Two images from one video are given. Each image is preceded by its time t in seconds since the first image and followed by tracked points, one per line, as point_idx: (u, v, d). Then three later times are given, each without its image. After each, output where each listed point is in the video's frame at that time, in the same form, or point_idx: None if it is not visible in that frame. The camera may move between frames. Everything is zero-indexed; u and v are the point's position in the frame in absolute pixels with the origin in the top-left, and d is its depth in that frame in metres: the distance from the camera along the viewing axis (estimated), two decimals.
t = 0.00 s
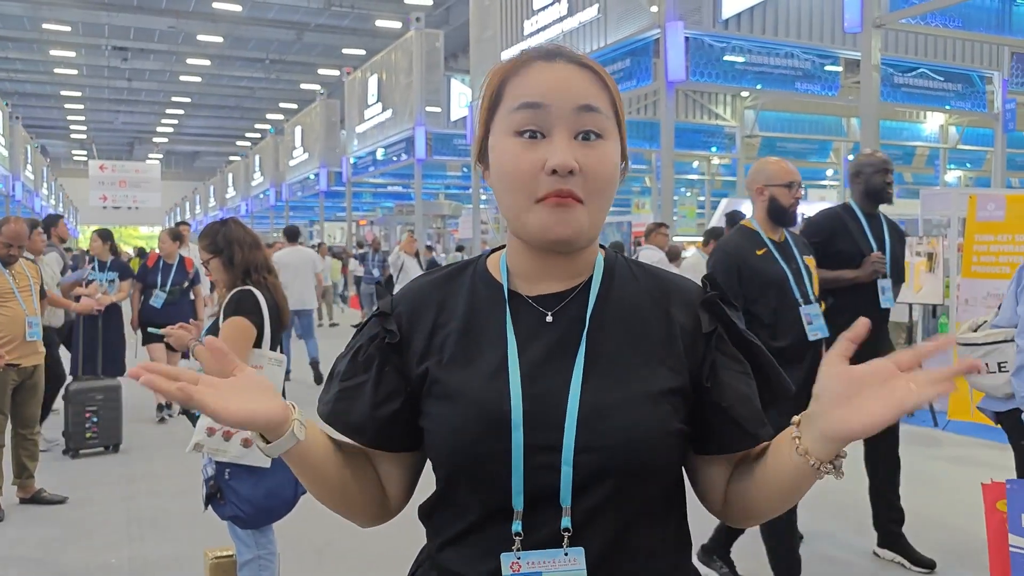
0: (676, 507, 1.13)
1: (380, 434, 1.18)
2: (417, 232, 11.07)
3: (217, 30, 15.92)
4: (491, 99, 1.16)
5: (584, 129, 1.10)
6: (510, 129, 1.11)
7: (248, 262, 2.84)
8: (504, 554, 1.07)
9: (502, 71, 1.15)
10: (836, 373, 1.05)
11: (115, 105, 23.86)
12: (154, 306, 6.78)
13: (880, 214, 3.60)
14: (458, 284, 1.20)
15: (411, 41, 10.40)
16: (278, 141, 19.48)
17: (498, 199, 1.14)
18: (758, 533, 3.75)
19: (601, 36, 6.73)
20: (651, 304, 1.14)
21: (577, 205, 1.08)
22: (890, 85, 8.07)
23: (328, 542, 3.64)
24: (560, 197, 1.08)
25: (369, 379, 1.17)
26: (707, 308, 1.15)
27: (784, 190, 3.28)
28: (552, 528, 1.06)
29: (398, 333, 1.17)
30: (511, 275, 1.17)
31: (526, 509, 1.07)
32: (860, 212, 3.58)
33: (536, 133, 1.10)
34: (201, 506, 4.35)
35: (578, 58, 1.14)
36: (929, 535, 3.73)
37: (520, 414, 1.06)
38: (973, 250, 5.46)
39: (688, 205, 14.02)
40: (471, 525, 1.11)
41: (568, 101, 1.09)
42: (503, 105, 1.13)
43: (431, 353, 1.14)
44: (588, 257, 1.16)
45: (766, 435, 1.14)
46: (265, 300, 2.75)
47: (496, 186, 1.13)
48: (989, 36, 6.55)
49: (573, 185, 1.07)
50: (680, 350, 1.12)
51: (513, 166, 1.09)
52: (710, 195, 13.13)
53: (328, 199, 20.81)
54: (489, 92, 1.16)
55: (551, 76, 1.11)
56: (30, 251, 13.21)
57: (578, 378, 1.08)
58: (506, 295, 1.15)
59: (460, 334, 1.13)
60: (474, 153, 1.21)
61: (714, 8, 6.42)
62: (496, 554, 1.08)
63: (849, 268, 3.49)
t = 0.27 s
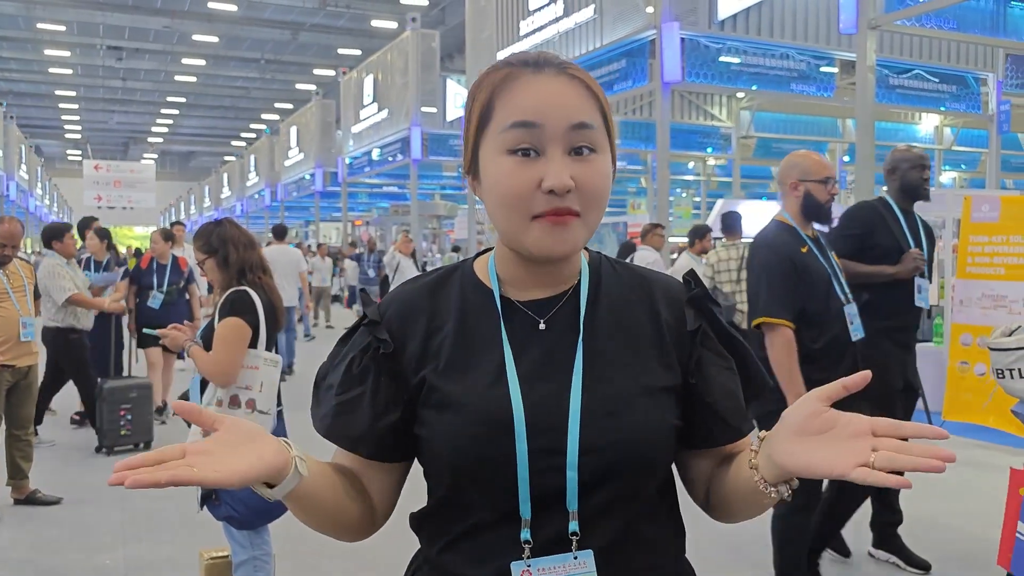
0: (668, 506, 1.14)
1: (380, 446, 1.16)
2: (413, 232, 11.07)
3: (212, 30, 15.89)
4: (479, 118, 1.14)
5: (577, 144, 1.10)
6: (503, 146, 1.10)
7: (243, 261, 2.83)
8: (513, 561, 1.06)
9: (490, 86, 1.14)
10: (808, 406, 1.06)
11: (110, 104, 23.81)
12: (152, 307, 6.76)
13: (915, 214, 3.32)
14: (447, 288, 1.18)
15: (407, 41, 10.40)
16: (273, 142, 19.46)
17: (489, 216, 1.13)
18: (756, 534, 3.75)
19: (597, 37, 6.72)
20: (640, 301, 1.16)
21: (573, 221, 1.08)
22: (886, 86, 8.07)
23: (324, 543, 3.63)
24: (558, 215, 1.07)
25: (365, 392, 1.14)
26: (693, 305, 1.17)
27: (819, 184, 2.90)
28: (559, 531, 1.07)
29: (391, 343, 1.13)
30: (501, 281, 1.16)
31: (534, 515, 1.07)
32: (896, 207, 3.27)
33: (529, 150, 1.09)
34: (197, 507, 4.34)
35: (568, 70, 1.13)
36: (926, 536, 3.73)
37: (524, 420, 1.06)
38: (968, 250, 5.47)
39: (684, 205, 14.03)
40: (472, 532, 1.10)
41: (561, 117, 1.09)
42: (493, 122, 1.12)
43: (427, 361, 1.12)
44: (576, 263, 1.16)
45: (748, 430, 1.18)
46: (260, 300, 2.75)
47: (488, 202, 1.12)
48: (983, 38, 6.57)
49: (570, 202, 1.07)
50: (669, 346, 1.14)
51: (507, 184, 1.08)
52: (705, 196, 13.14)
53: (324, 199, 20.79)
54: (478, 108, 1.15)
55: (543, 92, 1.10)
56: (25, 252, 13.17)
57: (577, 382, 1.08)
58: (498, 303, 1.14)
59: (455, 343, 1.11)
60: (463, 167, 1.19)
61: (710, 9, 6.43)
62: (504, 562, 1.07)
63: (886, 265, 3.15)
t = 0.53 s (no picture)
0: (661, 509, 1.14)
1: (382, 450, 1.14)
2: (409, 232, 11.07)
3: (208, 29, 15.87)
4: (462, 108, 1.15)
5: (560, 128, 1.10)
6: (486, 132, 1.10)
7: (240, 261, 2.84)
8: (513, 561, 1.07)
9: (470, 77, 1.15)
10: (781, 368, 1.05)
11: (106, 103, 23.77)
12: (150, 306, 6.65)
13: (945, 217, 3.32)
14: (440, 287, 1.18)
15: (404, 41, 10.40)
16: (270, 141, 19.44)
17: (475, 201, 1.13)
18: (752, 533, 3.76)
19: (593, 37, 6.72)
20: (631, 295, 1.17)
21: (559, 200, 1.08)
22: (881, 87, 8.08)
23: (320, 543, 3.63)
24: (543, 195, 1.08)
25: (368, 395, 1.12)
26: (681, 300, 1.19)
27: (862, 183, 2.90)
28: (558, 531, 1.07)
29: (392, 345, 1.12)
30: (494, 281, 1.16)
31: (533, 516, 1.08)
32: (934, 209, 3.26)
33: (512, 135, 1.09)
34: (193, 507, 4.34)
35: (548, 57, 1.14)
36: (921, 536, 3.74)
37: (521, 422, 1.06)
38: (963, 250, 5.49)
39: (680, 206, 14.05)
40: (472, 533, 1.10)
41: (543, 100, 1.10)
42: (475, 110, 1.13)
43: (424, 365, 1.12)
44: (566, 257, 1.17)
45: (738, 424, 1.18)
46: (257, 299, 2.75)
47: (473, 187, 1.12)
48: (979, 39, 6.58)
49: (553, 181, 1.07)
50: (661, 342, 1.15)
51: (489, 168, 1.08)
52: (702, 196, 13.14)
53: (320, 199, 20.77)
54: (460, 99, 1.16)
55: (523, 78, 1.11)
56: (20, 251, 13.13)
57: (573, 379, 1.09)
58: (491, 304, 1.14)
59: (451, 346, 1.11)
60: (449, 159, 1.20)
61: (706, 10, 6.44)
62: (504, 561, 1.07)
63: (921, 269, 3.14)
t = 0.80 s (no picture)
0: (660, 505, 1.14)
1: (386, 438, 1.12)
2: (406, 230, 11.06)
3: (205, 27, 15.85)
4: (461, 117, 1.15)
5: (558, 143, 1.10)
6: (483, 146, 1.10)
7: (238, 259, 2.84)
8: (511, 553, 1.07)
9: (468, 87, 1.14)
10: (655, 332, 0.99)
11: (103, 102, 23.73)
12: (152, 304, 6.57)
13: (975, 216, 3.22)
14: (437, 283, 1.17)
15: (401, 39, 10.40)
16: (267, 139, 19.42)
17: (472, 213, 1.13)
18: (749, 532, 3.76)
19: (591, 36, 6.71)
20: (622, 296, 1.17)
21: (554, 217, 1.08)
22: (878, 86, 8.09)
23: (317, 541, 3.63)
24: (539, 211, 1.08)
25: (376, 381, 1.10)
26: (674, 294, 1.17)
27: (918, 179, 2.77)
28: (555, 524, 1.08)
29: (399, 332, 1.12)
30: (489, 277, 1.16)
31: (530, 508, 1.08)
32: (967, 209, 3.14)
33: (511, 149, 1.09)
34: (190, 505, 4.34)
35: (547, 68, 1.14)
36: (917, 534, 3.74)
37: (516, 416, 1.06)
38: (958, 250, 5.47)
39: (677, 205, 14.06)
40: (471, 529, 1.10)
41: (542, 115, 1.09)
42: (473, 122, 1.13)
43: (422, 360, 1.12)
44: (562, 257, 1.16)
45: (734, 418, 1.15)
46: (255, 297, 2.75)
47: (469, 200, 1.12)
48: (976, 39, 6.59)
49: (551, 198, 1.08)
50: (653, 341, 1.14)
51: (486, 183, 1.08)
52: (699, 195, 13.15)
53: (318, 197, 20.75)
54: (458, 109, 1.15)
55: (521, 91, 1.11)
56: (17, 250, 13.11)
57: (567, 375, 1.09)
58: (487, 300, 1.14)
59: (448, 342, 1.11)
60: (447, 167, 1.20)
61: (704, 9, 6.44)
62: (502, 555, 1.08)
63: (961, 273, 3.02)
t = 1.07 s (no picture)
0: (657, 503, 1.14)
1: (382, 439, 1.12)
2: (404, 228, 11.07)
3: (203, 25, 15.84)
4: (460, 113, 1.15)
5: (555, 140, 1.10)
6: (482, 144, 1.11)
7: (237, 257, 2.84)
8: (507, 549, 1.08)
9: (465, 84, 1.15)
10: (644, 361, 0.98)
11: (100, 99, 23.70)
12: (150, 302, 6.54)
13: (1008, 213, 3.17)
14: (436, 281, 1.18)
15: (399, 38, 10.41)
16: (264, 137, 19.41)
17: (469, 207, 1.14)
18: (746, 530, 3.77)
19: (589, 35, 6.71)
20: (620, 298, 1.17)
21: (551, 213, 1.10)
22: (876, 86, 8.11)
23: (315, 539, 3.63)
24: (536, 207, 1.09)
25: (374, 380, 1.10)
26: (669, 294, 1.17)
27: (966, 177, 2.76)
28: (551, 523, 1.09)
29: (396, 331, 1.11)
30: (488, 276, 1.17)
31: (526, 505, 1.09)
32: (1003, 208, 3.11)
33: (508, 146, 1.10)
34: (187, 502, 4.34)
35: (544, 65, 1.14)
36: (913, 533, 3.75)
37: (514, 415, 1.06)
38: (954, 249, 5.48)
39: (675, 204, 14.08)
40: (468, 526, 1.11)
41: (540, 112, 1.10)
42: (471, 119, 1.13)
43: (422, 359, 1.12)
44: (560, 257, 1.17)
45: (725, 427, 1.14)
46: (254, 295, 2.76)
47: (467, 195, 1.13)
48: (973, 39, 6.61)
49: (548, 193, 1.09)
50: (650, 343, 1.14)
51: (483, 179, 1.09)
52: (696, 194, 13.16)
53: (315, 195, 20.74)
54: (457, 106, 1.16)
55: (519, 86, 1.11)
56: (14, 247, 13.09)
57: (564, 373, 1.09)
58: (485, 299, 1.14)
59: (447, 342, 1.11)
60: (446, 164, 1.21)
61: (702, 8, 6.44)
62: (497, 552, 1.09)
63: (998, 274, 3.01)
